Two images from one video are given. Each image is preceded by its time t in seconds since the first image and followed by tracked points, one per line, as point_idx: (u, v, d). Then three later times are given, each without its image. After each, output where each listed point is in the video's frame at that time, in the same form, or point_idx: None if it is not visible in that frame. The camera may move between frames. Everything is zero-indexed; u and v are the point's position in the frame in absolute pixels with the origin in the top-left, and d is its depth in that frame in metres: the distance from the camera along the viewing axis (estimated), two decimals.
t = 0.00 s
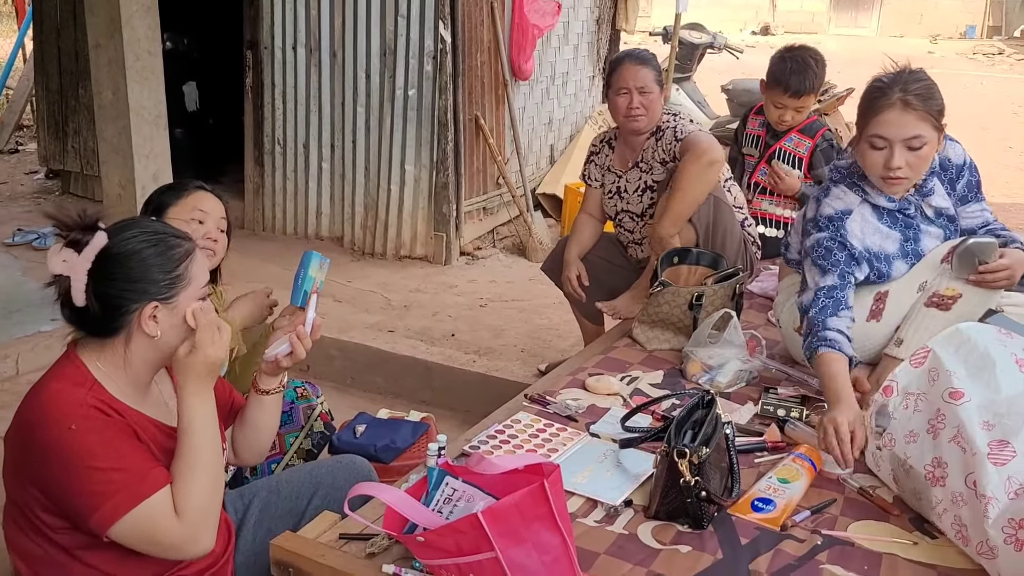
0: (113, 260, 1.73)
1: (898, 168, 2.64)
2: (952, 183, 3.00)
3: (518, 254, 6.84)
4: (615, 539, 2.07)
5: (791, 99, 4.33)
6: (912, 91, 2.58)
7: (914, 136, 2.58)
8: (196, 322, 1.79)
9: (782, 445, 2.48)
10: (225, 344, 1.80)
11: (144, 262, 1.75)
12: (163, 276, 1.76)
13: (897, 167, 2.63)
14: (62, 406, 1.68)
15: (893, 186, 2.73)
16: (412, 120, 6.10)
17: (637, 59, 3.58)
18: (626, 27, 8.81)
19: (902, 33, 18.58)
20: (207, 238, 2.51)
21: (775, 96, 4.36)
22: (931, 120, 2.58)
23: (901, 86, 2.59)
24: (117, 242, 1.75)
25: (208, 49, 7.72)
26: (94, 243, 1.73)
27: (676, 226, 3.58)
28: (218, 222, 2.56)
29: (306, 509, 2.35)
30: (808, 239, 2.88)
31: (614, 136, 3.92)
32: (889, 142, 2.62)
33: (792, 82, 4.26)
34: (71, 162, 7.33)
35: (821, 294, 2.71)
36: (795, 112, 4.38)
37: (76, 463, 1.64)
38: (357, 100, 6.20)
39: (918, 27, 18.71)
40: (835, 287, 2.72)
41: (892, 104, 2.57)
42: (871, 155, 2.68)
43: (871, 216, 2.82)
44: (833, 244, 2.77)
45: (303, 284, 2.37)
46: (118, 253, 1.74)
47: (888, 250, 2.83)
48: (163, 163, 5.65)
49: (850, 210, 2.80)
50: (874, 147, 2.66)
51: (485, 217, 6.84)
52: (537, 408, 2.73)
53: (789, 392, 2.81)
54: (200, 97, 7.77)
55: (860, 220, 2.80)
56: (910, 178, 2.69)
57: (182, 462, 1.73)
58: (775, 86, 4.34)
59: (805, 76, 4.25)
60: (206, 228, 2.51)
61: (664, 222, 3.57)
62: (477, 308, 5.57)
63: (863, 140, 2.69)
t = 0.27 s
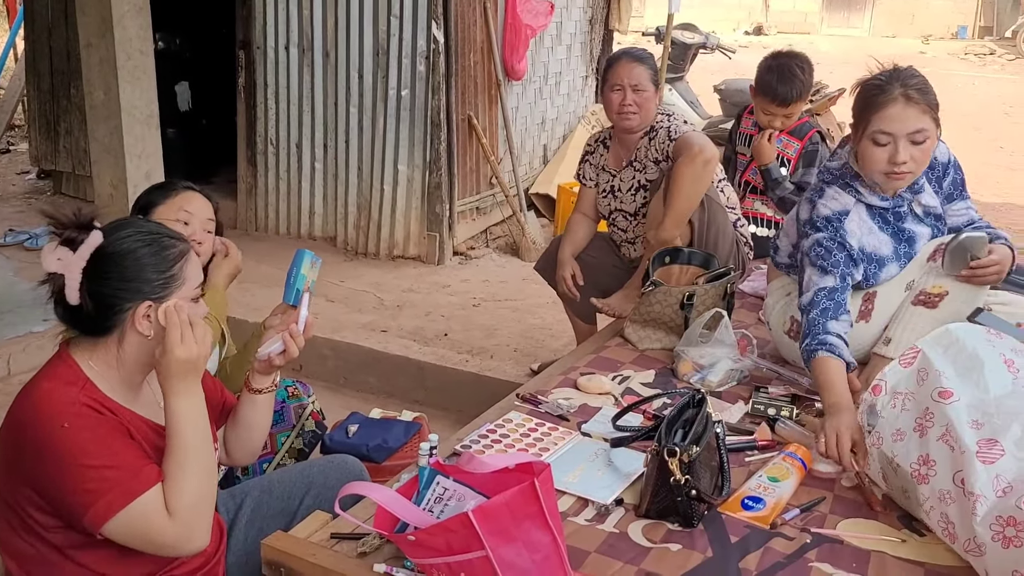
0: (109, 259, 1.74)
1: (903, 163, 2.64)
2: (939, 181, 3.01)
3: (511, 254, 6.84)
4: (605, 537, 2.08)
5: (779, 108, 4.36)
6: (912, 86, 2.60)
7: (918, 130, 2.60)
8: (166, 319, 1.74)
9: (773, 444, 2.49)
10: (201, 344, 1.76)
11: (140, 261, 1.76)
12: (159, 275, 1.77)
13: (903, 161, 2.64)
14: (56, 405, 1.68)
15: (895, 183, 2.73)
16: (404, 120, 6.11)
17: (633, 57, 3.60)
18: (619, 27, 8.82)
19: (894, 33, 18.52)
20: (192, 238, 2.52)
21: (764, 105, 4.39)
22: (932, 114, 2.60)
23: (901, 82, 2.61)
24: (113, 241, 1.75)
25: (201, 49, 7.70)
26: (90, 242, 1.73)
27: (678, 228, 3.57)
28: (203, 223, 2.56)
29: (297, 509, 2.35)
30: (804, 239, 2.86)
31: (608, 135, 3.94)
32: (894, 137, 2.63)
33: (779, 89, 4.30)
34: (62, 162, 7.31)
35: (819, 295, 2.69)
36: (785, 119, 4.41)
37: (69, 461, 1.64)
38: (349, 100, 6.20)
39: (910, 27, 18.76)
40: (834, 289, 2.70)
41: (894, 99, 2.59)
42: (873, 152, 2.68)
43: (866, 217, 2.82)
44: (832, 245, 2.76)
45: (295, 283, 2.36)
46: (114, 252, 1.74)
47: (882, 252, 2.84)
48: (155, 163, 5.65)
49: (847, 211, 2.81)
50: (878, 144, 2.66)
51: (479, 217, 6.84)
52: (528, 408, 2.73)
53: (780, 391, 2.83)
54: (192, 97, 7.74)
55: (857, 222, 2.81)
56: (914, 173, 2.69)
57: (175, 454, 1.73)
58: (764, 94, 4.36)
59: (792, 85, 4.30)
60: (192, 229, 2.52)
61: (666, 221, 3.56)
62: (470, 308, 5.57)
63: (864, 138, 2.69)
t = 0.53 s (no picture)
0: (101, 253, 1.73)
1: (906, 148, 2.68)
2: (936, 183, 2.92)
3: (506, 253, 6.85)
4: (598, 535, 2.08)
5: (774, 110, 4.36)
6: (917, 74, 2.66)
7: (921, 116, 2.65)
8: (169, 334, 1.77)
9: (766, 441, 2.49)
10: (199, 357, 1.79)
11: (133, 253, 1.76)
12: (153, 266, 1.77)
13: (906, 146, 2.67)
14: (52, 406, 1.67)
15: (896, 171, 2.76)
16: (398, 119, 6.10)
17: (629, 56, 3.61)
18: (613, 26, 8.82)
19: (888, 32, 18.53)
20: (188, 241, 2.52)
21: (758, 108, 4.39)
22: (935, 102, 2.66)
23: (906, 69, 2.67)
24: (103, 235, 1.75)
25: (194, 48, 7.69)
26: (80, 238, 1.72)
27: (660, 221, 3.59)
28: (199, 224, 2.56)
29: (290, 507, 2.35)
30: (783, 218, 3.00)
31: (601, 134, 3.94)
32: (898, 122, 2.66)
33: (772, 92, 4.31)
34: (55, 161, 7.29)
35: (762, 261, 2.90)
36: (779, 120, 4.41)
37: (61, 463, 1.64)
38: (343, 99, 6.19)
39: (904, 26, 18.78)
40: (780, 259, 2.89)
41: (900, 84, 2.65)
42: (876, 137, 2.71)
43: (850, 205, 2.92)
44: (799, 225, 2.90)
45: (286, 282, 2.38)
46: (106, 246, 1.74)
47: (862, 240, 2.91)
48: (148, 162, 5.64)
49: (829, 195, 2.91)
50: (881, 128, 2.69)
51: (473, 216, 6.84)
52: (522, 406, 2.73)
53: (772, 389, 2.83)
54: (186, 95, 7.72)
55: (837, 207, 2.91)
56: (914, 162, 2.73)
57: (164, 470, 1.73)
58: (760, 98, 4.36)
59: (785, 86, 4.31)
60: (187, 230, 2.51)
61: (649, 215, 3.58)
62: (464, 307, 5.57)
63: (867, 123, 2.72)
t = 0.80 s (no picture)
0: (94, 249, 1.72)
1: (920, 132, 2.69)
2: (927, 172, 3.00)
3: (501, 251, 6.85)
4: (592, 531, 2.08)
5: (771, 106, 4.37)
6: (929, 62, 2.70)
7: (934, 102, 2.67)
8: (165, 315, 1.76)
9: (760, 438, 2.49)
10: (201, 341, 1.78)
11: (127, 249, 1.75)
12: (149, 262, 1.77)
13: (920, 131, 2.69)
14: (44, 400, 1.67)
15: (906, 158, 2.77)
16: (393, 116, 6.09)
17: (622, 53, 3.61)
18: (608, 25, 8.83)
19: (882, 32, 18.56)
20: (184, 238, 2.50)
21: (754, 104, 4.40)
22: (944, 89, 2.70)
23: (918, 56, 2.70)
24: (98, 232, 1.74)
25: (189, 45, 7.67)
26: (76, 234, 1.71)
27: (659, 222, 3.60)
28: (196, 221, 2.55)
29: (285, 505, 2.35)
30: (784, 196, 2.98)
31: (595, 132, 3.94)
32: (913, 107, 2.68)
33: (770, 89, 4.31)
34: (49, 159, 7.27)
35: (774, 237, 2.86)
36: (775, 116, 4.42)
37: (57, 457, 1.63)
38: (338, 97, 6.18)
39: (898, 26, 18.76)
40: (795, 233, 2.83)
41: (916, 69, 2.67)
42: (891, 121, 2.70)
43: (847, 184, 2.91)
44: (805, 201, 2.86)
45: (279, 281, 2.35)
46: (100, 242, 1.73)
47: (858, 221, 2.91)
48: (142, 160, 5.62)
49: (829, 172, 2.91)
50: (896, 113, 2.69)
51: (467, 214, 6.84)
52: (516, 403, 2.73)
53: (767, 386, 2.84)
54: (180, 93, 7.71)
55: (836, 184, 2.90)
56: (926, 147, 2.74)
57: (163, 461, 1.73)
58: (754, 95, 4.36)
59: (783, 83, 4.32)
60: (184, 228, 2.51)
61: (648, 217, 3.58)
62: (459, 305, 5.57)
63: (882, 107, 2.71)
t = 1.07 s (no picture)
0: (94, 252, 1.72)
1: (925, 132, 2.71)
2: (920, 174, 3.04)
3: (495, 253, 6.86)
4: (587, 533, 2.09)
5: (766, 107, 4.38)
6: (930, 63, 2.73)
7: (938, 103, 2.70)
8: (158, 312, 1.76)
9: (753, 440, 2.50)
10: (195, 334, 1.79)
11: (127, 252, 1.75)
12: (148, 265, 1.77)
13: (925, 131, 2.71)
14: (37, 401, 1.67)
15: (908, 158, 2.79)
16: (389, 118, 6.10)
17: (616, 57, 3.62)
18: (604, 27, 8.85)
19: (876, 34, 18.58)
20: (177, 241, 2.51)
21: (748, 105, 4.41)
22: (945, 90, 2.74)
23: (921, 57, 2.73)
24: (96, 234, 1.74)
25: (184, 46, 7.67)
26: (73, 237, 1.70)
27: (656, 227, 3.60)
28: (189, 224, 2.55)
29: (280, 507, 2.35)
30: (788, 201, 2.92)
31: (590, 136, 3.95)
32: (919, 106, 2.70)
33: (765, 90, 4.33)
34: (43, 159, 7.26)
35: (801, 240, 2.79)
36: (770, 118, 4.43)
37: (54, 457, 1.64)
38: (334, 98, 6.18)
39: (892, 28, 18.78)
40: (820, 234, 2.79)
41: (920, 69, 2.69)
42: (897, 121, 2.71)
43: (847, 186, 2.89)
44: (818, 204, 2.82)
45: (273, 288, 2.38)
46: (98, 245, 1.73)
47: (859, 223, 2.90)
48: (138, 160, 5.61)
49: (830, 174, 2.88)
50: (903, 112, 2.70)
51: (462, 215, 6.84)
52: (511, 405, 2.74)
53: (760, 388, 2.86)
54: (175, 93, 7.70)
55: (839, 187, 2.88)
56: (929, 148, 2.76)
57: (161, 457, 1.73)
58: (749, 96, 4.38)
59: (777, 83, 4.33)
60: (177, 231, 2.51)
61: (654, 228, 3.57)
62: (454, 306, 5.58)
63: (888, 107, 2.72)
